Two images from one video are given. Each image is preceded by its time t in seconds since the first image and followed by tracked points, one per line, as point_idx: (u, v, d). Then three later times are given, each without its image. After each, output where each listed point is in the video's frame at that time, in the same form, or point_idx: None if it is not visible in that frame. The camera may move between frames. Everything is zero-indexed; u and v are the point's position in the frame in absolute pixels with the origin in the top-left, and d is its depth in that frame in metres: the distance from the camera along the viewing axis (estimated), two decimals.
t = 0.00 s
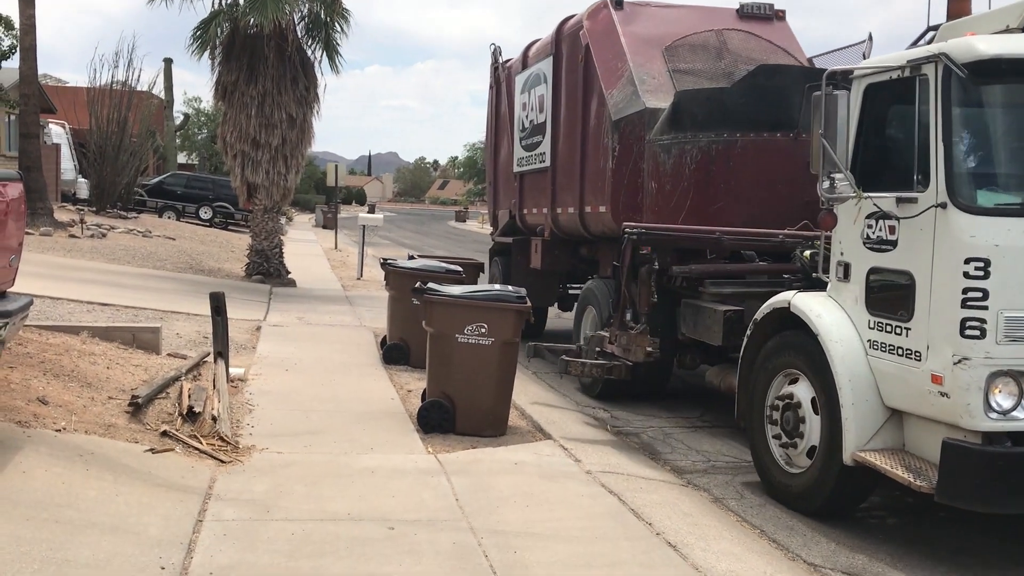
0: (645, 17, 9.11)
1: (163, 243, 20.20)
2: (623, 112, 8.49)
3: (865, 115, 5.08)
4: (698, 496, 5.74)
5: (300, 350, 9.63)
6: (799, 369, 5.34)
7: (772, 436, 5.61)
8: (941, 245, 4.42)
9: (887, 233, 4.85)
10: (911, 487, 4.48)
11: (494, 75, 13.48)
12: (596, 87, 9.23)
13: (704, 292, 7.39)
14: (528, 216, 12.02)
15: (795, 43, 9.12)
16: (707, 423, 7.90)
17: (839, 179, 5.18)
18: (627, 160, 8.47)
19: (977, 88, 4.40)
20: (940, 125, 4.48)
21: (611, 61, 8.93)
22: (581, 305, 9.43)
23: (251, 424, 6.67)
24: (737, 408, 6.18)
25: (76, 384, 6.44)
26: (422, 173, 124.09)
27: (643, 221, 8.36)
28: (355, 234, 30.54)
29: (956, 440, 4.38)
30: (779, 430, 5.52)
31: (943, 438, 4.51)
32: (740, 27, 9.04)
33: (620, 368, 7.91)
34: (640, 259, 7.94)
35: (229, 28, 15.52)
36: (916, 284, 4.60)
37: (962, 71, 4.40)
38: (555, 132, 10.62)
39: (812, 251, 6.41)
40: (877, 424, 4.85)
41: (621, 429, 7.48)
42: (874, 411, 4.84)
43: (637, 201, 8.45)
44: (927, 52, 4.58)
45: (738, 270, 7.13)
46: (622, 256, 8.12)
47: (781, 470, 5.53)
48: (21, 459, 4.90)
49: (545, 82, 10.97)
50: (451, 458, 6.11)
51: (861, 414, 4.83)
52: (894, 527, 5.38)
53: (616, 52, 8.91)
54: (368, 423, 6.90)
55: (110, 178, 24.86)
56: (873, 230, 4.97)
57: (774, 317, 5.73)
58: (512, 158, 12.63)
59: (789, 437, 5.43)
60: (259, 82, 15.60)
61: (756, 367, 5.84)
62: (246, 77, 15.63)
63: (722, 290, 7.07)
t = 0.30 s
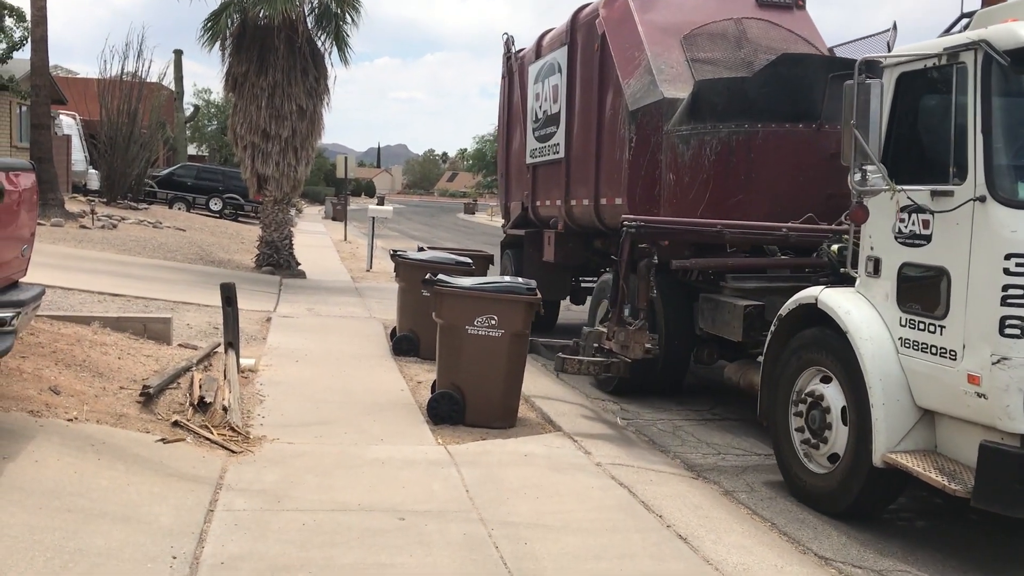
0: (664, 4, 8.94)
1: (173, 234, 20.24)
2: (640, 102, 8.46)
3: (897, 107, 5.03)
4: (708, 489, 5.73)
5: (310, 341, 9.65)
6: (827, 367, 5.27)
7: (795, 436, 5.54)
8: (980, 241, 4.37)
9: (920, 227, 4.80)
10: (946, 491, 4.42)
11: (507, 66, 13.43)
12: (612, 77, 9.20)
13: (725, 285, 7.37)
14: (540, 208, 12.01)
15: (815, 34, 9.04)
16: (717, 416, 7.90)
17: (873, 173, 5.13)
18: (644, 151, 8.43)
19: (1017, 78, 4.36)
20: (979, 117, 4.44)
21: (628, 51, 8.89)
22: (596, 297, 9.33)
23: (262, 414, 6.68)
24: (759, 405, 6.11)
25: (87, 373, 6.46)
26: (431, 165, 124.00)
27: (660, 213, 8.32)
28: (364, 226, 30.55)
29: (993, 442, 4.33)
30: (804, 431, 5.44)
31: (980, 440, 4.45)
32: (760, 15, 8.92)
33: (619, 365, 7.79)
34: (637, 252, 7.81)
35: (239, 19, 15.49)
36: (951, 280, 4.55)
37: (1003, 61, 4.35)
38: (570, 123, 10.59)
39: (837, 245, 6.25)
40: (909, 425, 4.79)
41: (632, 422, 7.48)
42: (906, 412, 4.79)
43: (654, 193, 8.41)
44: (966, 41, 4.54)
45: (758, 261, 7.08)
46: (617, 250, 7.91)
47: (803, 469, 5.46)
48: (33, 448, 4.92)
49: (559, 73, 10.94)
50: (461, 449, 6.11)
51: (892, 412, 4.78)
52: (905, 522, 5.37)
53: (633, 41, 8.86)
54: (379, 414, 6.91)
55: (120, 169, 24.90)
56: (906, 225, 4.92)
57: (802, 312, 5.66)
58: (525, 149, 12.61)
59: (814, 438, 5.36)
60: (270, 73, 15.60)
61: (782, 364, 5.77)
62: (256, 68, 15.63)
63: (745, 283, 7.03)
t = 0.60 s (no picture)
0: None
1: (182, 225, 20.27)
2: (650, 93, 8.42)
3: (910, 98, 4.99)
4: (718, 482, 5.72)
5: (319, 333, 9.65)
6: (838, 361, 5.24)
7: (806, 429, 5.52)
8: (993, 234, 4.34)
9: (932, 220, 4.77)
10: (958, 485, 4.38)
11: (516, 57, 13.39)
12: (623, 69, 9.15)
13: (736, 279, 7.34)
14: (549, 200, 11.98)
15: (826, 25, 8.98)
16: (727, 409, 7.89)
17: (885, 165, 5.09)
18: (655, 143, 8.39)
19: None
20: (993, 108, 4.40)
21: (638, 42, 8.85)
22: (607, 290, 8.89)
23: (271, 406, 6.69)
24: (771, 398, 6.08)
25: (98, 364, 6.48)
26: (439, 157, 123.92)
27: (670, 205, 8.29)
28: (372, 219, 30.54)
29: (1005, 437, 4.30)
30: (815, 424, 5.42)
31: (992, 435, 4.42)
32: (771, 7, 8.86)
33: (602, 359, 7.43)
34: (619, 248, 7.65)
35: (248, 11, 15.47)
36: (964, 274, 4.52)
37: (1018, 53, 4.31)
38: (580, 114, 10.55)
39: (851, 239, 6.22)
40: (920, 420, 4.76)
41: (641, 414, 7.48)
42: (917, 406, 4.76)
43: (664, 184, 8.37)
44: (979, 32, 4.50)
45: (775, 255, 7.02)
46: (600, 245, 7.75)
47: (813, 463, 5.44)
48: (44, 438, 4.94)
49: (569, 64, 10.90)
50: (470, 441, 6.11)
51: (904, 407, 4.75)
52: (916, 516, 5.34)
53: (644, 32, 8.81)
54: (388, 406, 6.91)
55: (129, 161, 24.92)
56: (918, 217, 4.88)
57: (813, 306, 5.62)
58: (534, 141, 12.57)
59: (825, 432, 5.34)
60: (279, 65, 15.58)
61: (793, 358, 5.74)
62: (265, 60, 15.61)
63: (754, 278, 7.04)
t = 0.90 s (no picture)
0: None
1: (191, 222, 20.32)
2: (659, 90, 8.40)
3: (918, 96, 4.97)
4: (725, 480, 5.72)
5: (327, 330, 9.67)
6: (846, 359, 5.23)
7: (815, 428, 5.51)
8: (1004, 232, 4.32)
9: (942, 218, 4.75)
10: (966, 483, 4.36)
11: (523, 54, 13.39)
12: (631, 65, 9.14)
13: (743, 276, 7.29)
14: (557, 198, 11.99)
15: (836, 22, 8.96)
16: (735, 407, 7.88)
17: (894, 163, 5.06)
18: (664, 139, 8.38)
19: None
20: (1005, 106, 4.39)
21: (647, 38, 8.84)
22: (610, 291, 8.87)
23: (279, 402, 6.71)
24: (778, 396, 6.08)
25: (107, 360, 6.50)
26: (446, 154, 123.93)
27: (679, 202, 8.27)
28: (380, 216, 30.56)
29: (1015, 435, 4.29)
30: (824, 423, 5.41)
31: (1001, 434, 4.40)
32: (780, 3, 8.84)
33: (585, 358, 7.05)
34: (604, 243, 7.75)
35: (256, 8, 15.50)
36: (974, 272, 4.51)
37: None
38: (588, 111, 10.55)
39: (860, 235, 6.20)
40: (929, 418, 4.75)
41: (648, 411, 7.47)
42: (926, 405, 4.75)
43: (673, 181, 8.36)
44: (990, 29, 4.48)
45: (767, 254, 6.84)
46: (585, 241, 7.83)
47: (822, 461, 5.43)
48: (54, 434, 4.96)
49: (577, 61, 10.90)
50: (478, 438, 6.12)
51: (913, 405, 4.74)
52: (925, 515, 5.33)
53: (652, 28, 8.80)
54: (396, 403, 6.92)
55: (137, 157, 24.98)
56: (927, 215, 4.87)
57: (821, 304, 5.62)
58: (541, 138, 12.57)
59: (833, 430, 5.33)
60: (287, 62, 15.60)
61: (800, 356, 5.74)
62: (273, 57, 15.64)
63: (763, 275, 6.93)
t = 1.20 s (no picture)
0: None
1: (197, 222, 20.37)
2: (664, 91, 8.40)
3: (922, 98, 4.97)
4: (730, 481, 5.72)
5: (333, 330, 9.69)
6: (851, 361, 5.23)
7: (820, 430, 5.50)
8: (1007, 235, 4.32)
9: (946, 221, 4.75)
10: (970, 486, 4.36)
11: (528, 56, 13.41)
12: (636, 66, 9.15)
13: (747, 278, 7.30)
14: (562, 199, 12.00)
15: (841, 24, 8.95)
16: (740, 408, 7.87)
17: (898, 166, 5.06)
18: (669, 140, 8.39)
19: None
20: (1008, 110, 4.38)
21: (651, 40, 8.84)
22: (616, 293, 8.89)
23: (285, 402, 6.73)
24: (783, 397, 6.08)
25: (113, 360, 6.53)
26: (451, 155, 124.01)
27: (684, 203, 8.27)
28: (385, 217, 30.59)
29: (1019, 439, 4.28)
30: (828, 425, 5.41)
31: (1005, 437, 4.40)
32: (785, 5, 8.83)
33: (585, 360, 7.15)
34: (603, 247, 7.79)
35: (262, 9, 15.53)
36: (977, 276, 4.51)
37: None
38: (593, 112, 10.55)
39: (866, 238, 6.20)
40: (933, 421, 4.74)
41: (652, 413, 7.47)
42: (929, 408, 4.74)
43: (678, 183, 8.36)
44: (993, 32, 4.47)
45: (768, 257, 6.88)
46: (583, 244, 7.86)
47: (826, 463, 5.43)
48: (61, 433, 4.98)
49: (582, 62, 10.92)
50: (482, 438, 6.13)
51: (916, 408, 4.73)
52: (929, 518, 5.32)
53: (656, 30, 8.80)
54: (401, 403, 6.93)
55: (144, 158, 25.04)
56: (931, 218, 4.86)
57: (825, 306, 5.61)
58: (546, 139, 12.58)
59: (838, 432, 5.33)
60: (293, 63, 15.63)
61: (805, 358, 5.73)
62: (279, 58, 15.67)
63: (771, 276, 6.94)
